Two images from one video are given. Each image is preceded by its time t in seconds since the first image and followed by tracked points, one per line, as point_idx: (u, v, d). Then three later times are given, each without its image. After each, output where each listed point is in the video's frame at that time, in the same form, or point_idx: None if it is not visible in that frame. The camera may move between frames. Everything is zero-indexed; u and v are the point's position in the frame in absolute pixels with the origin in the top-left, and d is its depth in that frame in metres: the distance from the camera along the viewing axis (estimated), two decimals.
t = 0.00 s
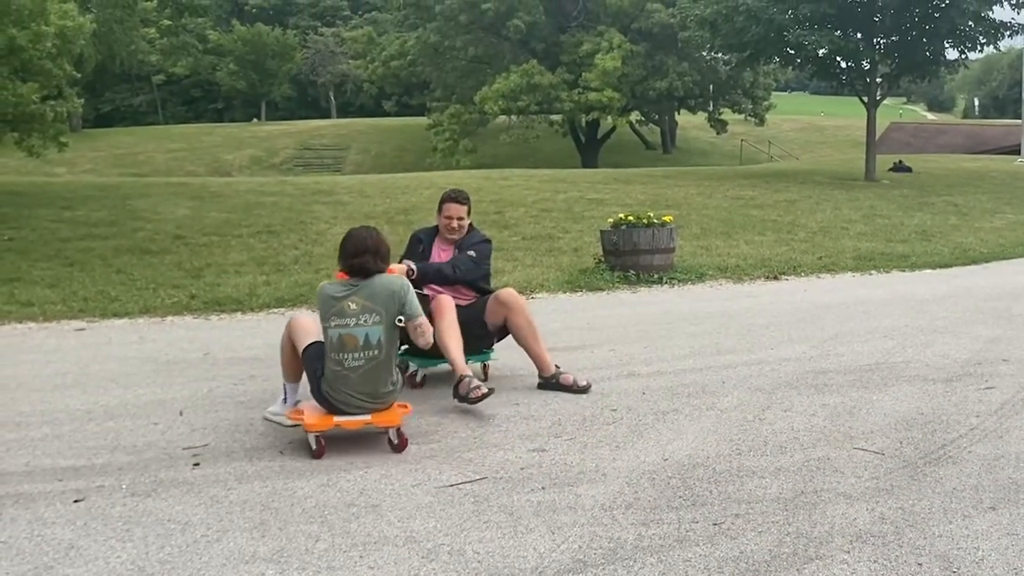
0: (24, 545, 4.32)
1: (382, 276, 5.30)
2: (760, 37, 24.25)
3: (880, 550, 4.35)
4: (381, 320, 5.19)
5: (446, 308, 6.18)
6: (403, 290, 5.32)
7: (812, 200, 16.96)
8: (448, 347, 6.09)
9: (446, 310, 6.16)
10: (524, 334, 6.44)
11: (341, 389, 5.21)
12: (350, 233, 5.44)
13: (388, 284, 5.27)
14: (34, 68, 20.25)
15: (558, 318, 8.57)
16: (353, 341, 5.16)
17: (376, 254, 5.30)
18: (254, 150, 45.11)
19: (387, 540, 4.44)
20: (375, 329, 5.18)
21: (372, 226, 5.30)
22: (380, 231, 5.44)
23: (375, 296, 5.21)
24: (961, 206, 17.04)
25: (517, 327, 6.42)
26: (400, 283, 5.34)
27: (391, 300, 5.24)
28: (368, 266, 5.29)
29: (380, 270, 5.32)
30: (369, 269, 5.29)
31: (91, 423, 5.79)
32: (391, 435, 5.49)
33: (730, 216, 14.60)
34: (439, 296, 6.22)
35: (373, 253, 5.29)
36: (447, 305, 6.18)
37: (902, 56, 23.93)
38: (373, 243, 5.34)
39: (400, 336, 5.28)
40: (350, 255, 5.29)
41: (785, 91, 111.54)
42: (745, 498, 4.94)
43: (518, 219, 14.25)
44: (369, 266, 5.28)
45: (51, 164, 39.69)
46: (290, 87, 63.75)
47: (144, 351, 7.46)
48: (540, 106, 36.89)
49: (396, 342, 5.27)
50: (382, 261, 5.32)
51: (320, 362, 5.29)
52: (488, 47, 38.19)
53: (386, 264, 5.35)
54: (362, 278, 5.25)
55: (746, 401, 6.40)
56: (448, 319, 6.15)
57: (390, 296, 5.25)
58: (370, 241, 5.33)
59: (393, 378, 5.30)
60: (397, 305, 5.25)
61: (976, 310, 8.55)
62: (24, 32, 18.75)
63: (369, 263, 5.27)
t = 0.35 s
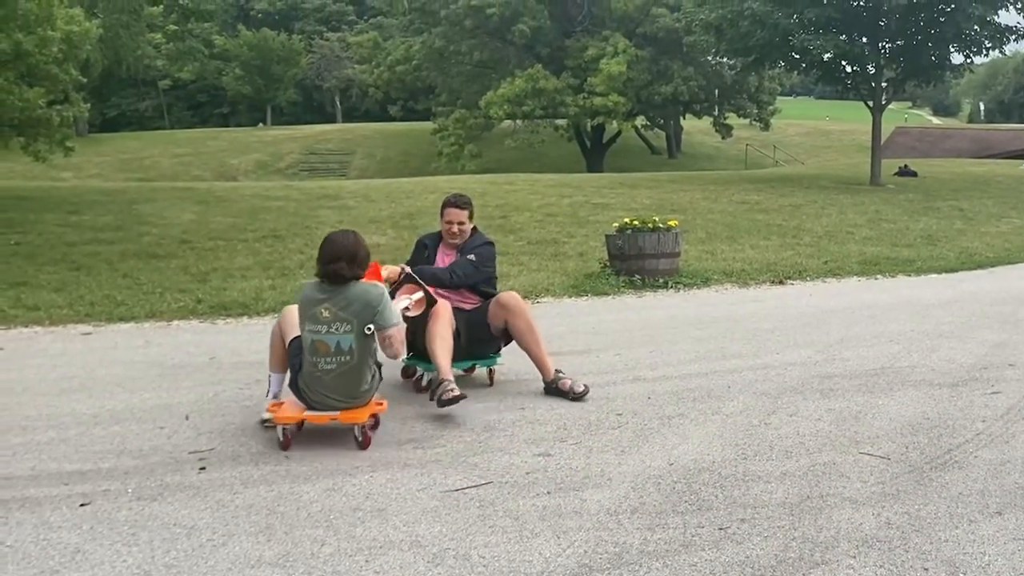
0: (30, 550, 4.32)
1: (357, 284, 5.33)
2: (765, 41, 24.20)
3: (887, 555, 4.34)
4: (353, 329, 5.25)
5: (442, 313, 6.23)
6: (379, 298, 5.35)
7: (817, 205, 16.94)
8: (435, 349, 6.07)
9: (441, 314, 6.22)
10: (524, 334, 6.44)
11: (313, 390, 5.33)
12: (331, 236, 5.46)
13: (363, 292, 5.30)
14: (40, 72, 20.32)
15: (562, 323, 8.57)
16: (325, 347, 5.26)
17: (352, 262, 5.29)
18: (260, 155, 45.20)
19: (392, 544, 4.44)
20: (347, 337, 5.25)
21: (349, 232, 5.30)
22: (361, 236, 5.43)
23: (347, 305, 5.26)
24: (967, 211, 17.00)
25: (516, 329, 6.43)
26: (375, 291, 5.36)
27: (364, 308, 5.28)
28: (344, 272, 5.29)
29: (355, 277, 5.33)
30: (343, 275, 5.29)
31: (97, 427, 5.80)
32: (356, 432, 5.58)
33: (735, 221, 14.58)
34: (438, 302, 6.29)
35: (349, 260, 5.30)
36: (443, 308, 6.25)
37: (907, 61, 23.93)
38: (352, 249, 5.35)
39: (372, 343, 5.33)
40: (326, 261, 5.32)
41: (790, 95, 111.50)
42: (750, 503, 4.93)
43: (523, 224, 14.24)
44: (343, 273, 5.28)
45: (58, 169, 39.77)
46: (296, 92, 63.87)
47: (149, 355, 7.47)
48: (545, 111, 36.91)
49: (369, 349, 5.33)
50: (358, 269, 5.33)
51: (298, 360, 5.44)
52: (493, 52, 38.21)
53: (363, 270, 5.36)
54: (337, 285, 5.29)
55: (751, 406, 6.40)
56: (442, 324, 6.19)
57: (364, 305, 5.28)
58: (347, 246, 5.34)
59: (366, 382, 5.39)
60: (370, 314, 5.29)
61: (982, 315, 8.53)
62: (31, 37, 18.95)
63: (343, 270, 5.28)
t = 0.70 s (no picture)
0: (38, 555, 4.33)
1: (338, 301, 5.31)
2: (771, 47, 24.14)
3: (894, 561, 4.33)
4: (329, 344, 5.32)
5: (439, 319, 6.30)
6: (358, 314, 5.37)
7: (823, 210, 16.93)
8: (436, 358, 6.17)
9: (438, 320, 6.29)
10: (519, 342, 6.38)
11: (290, 392, 5.46)
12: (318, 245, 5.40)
13: (341, 309, 5.32)
14: (48, 78, 20.45)
15: (567, 328, 8.57)
16: (301, 356, 5.36)
17: (333, 281, 5.26)
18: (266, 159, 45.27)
19: (399, 550, 4.44)
20: (322, 349, 5.33)
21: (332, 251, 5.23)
22: (347, 251, 5.36)
23: (325, 321, 5.28)
24: (973, 216, 16.97)
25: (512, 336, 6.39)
26: (355, 307, 5.36)
27: (342, 325, 5.32)
28: (323, 289, 5.26)
29: (336, 295, 5.30)
30: (323, 293, 5.27)
31: (105, 433, 5.81)
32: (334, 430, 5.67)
33: (741, 226, 14.58)
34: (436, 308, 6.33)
35: (331, 278, 5.26)
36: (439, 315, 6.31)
37: (914, 66, 23.95)
38: (336, 265, 5.30)
39: (349, 355, 5.41)
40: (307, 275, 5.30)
41: (795, 100, 111.42)
42: (758, 509, 4.93)
43: (529, 229, 14.25)
44: (324, 290, 5.26)
45: (66, 174, 39.87)
46: (303, 98, 64.01)
47: (157, 360, 7.47)
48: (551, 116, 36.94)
49: (345, 360, 5.41)
50: (340, 286, 5.29)
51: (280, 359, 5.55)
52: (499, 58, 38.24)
53: (345, 287, 5.32)
54: (316, 300, 5.29)
55: (757, 411, 6.40)
56: (439, 331, 6.25)
57: (343, 322, 5.32)
58: (332, 261, 5.30)
59: (343, 387, 5.50)
60: (347, 329, 5.33)
61: (989, 320, 8.51)
62: (38, 43, 19.13)
63: (324, 287, 5.25)
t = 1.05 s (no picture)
0: (46, 558, 4.33)
1: (319, 317, 5.45)
2: (777, 51, 24.01)
3: (901, 565, 4.32)
4: (306, 354, 5.50)
5: (439, 321, 6.29)
6: (337, 329, 5.55)
7: (829, 213, 16.91)
8: (442, 361, 6.14)
9: (439, 322, 6.28)
10: (512, 348, 6.33)
11: (267, 392, 5.65)
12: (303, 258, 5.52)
13: (322, 323, 5.48)
14: (56, 83, 20.49)
15: (572, 331, 8.58)
16: (280, 361, 5.53)
17: (316, 297, 5.40)
18: (272, 164, 45.34)
19: (406, 554, 4.44)
20: (299, 358, 5.51)
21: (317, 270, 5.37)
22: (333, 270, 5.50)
23: (304, 334, 5.45)
24: (980, 220, 16.95)
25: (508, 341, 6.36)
26: (334, 322, 5.52)
27: (320, 338, 5.49)
28: (304, 304, 5.40)
29: (316, 312, 5.42)
30: (303, 308, 5.41)
31: (112, 436, 5.82)
32: (314, 428, 5.75)
33: (746, 230, 14.57)
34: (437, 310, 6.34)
35: (314, 294, 5.41)
36: (440, 317, 6.30)
37: (919, 70, 23.93)
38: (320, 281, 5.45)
39: (323, 366, 5.59)
40: (291, 287, 5.44)
41: (800, 104, 111.36)
42: (764, 513, 4.92)
43: (535, 233, 14.25)
44: (305, 306, 5.40)
45: (73, 179, 39.95)
46: (309, 102, 64.14)
47: (164, 364, 7.49)
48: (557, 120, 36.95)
49: (321, 369, 5.60)
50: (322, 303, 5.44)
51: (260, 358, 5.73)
52: (505, 62, 38.26)
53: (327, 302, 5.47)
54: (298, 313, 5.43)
55: (764, 415, 6.39)
56: (442, 333, 6.25)
57: (321, 335, 5.49)
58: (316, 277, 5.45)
59: (317, 394, 5.68)
60: (325, 342, 5.51)
61: (996, 325, 8.50)
62: (46, 48, 19.21)
63: (305, 304, 5.40)
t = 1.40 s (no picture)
0: (56, 561, 4.35)
1: (298, 334, 5.49)
2: (783, 55, 23.94)
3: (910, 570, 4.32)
4: (282, 364, 5.56)
5: (442, 324, 6.30)
6: (315, 345, 5.60)
7: (836, 218, 16.92)
8: (445, 364, 6.19)
9: (443, 324, 6.29)
10: (506, 357, 6.33)
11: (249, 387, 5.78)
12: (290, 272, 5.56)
13: (298, 339, 5.50)
14: (66, 88, 20.63)
15: (578, 335, 8.59)
16: (258, 363, 5.62)
17: (296, 316, 5.44)
18: (281, 168, 45.43)
19: (415, 557, 4.45)
20: (276, 364, 5.57)
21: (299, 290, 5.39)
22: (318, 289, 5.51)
23: (280, 346, 5.50)
24: (987, 224, 16.94)
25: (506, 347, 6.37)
26: (313, 339, 5.56)
27: (299, 352, 5.55)
28: (284, 319, 5.44)
29: (296, 328, 5.47)
30: (284, 322, 5.45)
31: (122, 440, 5.84)
32: (295, 428, 5.82)
33: (753, 234, 14.58)
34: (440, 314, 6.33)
35: (297, 311, 5.45)
36: (444, 319, 6.31)
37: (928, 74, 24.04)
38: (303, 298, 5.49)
39: (300, 377, 5.66)
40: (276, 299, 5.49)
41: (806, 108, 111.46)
42: (772, 517, 4.92)
43: (542, 237, 14.27)
44: (285, 321, 5.44)
45: (81, 183, 40.08)
46: (317, 107, 64.29)
47: (173, 368, 7.51)
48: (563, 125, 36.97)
49: (296, 379, 5.65)
50: (302, 321, 5.48)
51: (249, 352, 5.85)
52: (512, 67, 38.31)
53: (307, 320, 5.50)
54: (276, 326, 5.47)
55: (771, 419, 6.39)
56: (448, 337, 6.28)
57: (299, 350, 5.54)
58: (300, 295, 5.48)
59: (294, 398, 5.76)
60: (302, 356, 5.57)
61: (1005, 328, 8.50)
62: (56, 53, 19.33)
63: (285, 319, 5.44)
